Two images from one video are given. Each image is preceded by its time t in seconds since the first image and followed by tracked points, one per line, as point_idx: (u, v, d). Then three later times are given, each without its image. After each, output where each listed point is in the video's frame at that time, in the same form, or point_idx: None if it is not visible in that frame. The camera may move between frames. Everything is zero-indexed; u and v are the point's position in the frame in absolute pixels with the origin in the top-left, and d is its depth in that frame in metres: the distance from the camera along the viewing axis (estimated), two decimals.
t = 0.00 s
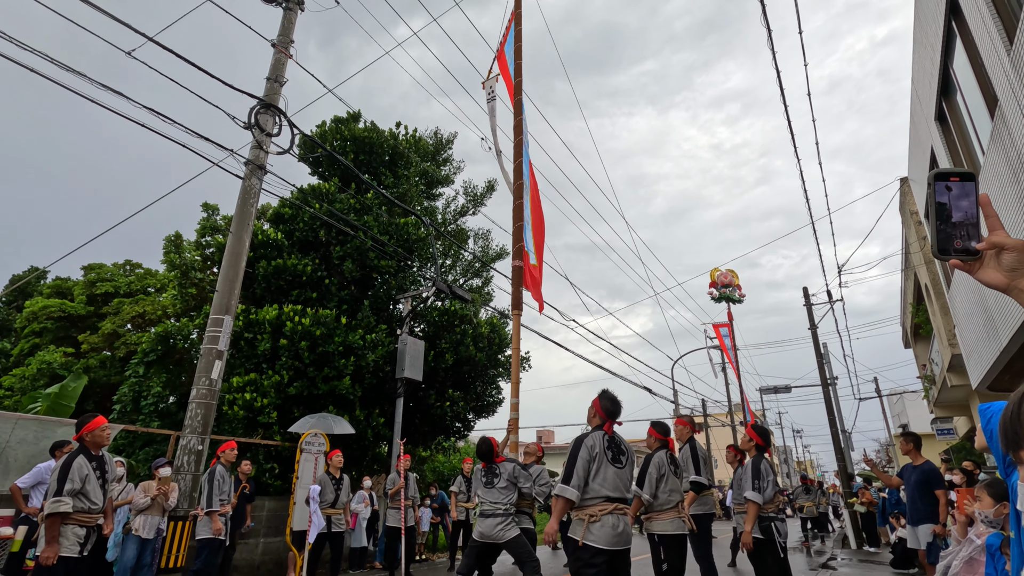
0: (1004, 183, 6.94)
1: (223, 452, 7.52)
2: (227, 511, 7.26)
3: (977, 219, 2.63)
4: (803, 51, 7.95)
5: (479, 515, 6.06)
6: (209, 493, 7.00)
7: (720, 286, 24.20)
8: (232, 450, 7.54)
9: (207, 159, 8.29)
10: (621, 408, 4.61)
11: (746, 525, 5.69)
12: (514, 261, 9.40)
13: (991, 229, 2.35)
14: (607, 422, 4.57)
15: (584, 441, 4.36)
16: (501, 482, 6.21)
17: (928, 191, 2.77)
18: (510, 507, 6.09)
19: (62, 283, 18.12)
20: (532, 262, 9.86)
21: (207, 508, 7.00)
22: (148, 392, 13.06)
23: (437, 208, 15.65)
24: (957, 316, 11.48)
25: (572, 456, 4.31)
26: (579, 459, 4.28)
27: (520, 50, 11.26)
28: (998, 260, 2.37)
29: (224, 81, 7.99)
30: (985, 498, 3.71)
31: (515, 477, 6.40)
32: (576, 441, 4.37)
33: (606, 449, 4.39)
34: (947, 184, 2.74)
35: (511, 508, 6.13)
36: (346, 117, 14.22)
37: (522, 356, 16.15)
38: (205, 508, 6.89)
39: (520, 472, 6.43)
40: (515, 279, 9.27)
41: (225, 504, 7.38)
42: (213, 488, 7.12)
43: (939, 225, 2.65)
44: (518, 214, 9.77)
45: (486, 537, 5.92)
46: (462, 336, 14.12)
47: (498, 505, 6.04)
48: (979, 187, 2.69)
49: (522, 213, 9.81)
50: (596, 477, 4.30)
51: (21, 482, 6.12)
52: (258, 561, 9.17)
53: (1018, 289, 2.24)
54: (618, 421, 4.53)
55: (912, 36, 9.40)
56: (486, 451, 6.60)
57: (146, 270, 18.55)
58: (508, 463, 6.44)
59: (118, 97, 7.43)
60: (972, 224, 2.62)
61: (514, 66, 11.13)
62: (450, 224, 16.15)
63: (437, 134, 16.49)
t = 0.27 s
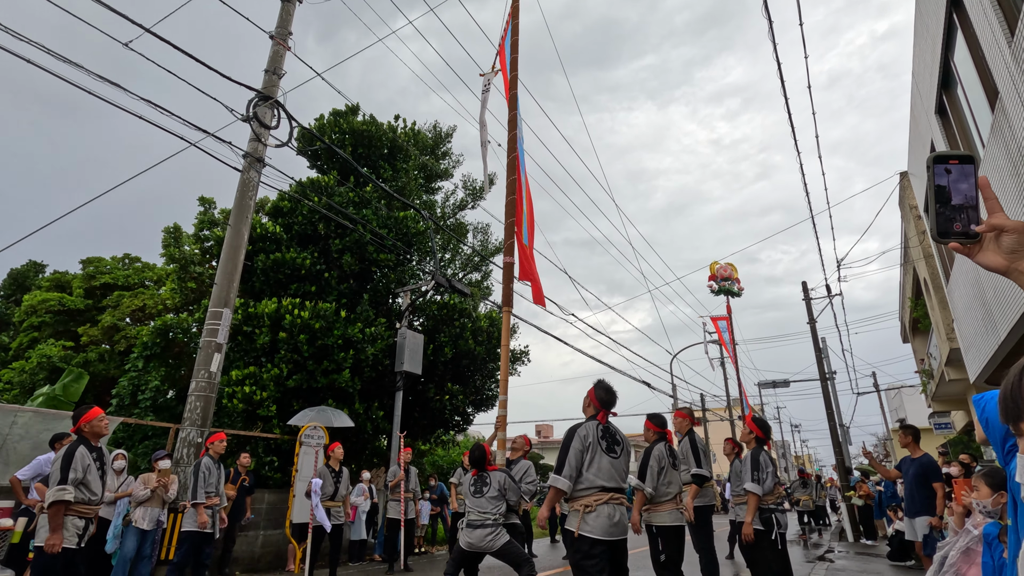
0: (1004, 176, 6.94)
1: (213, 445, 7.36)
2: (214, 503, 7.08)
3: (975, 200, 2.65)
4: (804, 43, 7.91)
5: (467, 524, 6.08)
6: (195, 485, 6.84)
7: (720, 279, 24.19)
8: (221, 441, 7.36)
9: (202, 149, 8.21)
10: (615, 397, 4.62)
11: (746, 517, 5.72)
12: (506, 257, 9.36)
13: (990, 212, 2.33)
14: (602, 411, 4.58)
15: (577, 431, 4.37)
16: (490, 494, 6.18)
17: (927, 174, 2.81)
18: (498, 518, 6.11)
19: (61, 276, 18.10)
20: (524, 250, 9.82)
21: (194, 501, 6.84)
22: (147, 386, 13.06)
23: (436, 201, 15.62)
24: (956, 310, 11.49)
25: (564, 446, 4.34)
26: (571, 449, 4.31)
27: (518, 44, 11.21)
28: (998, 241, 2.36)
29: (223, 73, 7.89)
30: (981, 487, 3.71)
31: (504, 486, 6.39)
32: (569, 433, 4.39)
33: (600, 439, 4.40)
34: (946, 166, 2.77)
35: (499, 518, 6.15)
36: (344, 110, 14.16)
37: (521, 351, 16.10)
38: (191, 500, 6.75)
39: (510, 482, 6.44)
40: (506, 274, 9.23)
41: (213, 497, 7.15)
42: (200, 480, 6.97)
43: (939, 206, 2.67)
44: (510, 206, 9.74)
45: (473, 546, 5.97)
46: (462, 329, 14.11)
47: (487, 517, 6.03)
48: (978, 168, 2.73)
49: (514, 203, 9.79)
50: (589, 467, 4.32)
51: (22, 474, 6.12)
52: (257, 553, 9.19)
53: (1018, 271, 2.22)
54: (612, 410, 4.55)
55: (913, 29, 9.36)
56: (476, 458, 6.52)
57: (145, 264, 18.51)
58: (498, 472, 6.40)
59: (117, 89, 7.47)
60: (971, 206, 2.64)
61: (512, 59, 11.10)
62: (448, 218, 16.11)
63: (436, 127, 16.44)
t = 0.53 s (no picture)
0: (1005, 170, 6.94)
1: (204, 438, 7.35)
2: (203, 497, 7.11)
3: (980, 192, 2.59)
4: (805, 36, 7.89)
5: (456, 503, 6.15)
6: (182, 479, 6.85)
7: (720, 277, 24.17)
8: (211, 436, 7.32)
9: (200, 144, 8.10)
10: (614, 391, 4.63)
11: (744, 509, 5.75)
12: (503, 252, 9.34)
13: (993, 203, 2.36)
14: (602, 406, 4.58)
15: (577, 427, 4.38)
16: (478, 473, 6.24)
17: (929, 165, 2.72)
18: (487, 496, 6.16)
19: (60, 271, 18.07)
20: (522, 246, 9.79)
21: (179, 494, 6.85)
22: (145, 380, 13.06)
23: (435, 196, 15.59)
24: (955, 304, 11.49)
25: (566, 442, 4.34)
26: (572, 445, 4.31)
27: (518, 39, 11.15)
28: (1001, 233, 2.40)
29: (221, 66, 7.75)
30: (981, 479, 3.69)
31: (492, 465, 6.43)
32: (570, 427, 4.40)
33: (600, 434, 4.39)
34: (948, 158, 2.69)
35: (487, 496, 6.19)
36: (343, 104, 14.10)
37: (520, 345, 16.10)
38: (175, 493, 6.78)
39: (498, 461, 6.49)
40: (503, 269, 9.22)
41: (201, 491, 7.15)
42: (188, 473, 6.95)
43: (941, 199, 2.59)
44: (508, 198, 9.72)
45: (462, 524, 6.03)
46: (461, 324, 14.10)
47: (475, 495, 6.09)
48: (980, 159, 2.65)
49: (512, 195, 9.77)
50: (590, 462, 4.32)
51: (23, 468, 6.12)
52: (257, 547, 9.21)
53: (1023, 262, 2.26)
54: (612, 405, 4.54)
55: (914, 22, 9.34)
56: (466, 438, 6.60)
57: (144, 258, 18.47)
58: (486, 451, 6.46)
59: (113, 81, 7.36)
60: (974, 197, 2.58)
61: (511, 53, 11.05)
62: (448, 213, 16.08)
63: (435, 121, 16.39)
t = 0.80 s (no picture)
0: (1004, 164, 6.94)
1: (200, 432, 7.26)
2: (200, 490, 7.01)
3: (984, 181, 2.55)
4: (805, 31, 7.88)
5: (460, 502, 6.15)
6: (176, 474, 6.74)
7: (717, 266, 24.21)
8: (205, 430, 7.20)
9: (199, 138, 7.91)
10: (616, 386, 4.63)
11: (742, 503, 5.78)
12: (503, 247, 9.32)
13: (997, 192, 2.41)
14: (604, 401, 4.59)
15: (580, 423, 4.39)
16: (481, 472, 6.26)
17: (933, 153, 2.65)
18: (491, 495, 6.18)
19: (58, 265, 18.04)
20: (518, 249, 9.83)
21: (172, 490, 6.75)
22: (146, 376, 13.07)
23: (434, 190, 15.57)
24: (954, 299, 11.51)
25: (569, 439, 4.36)
26: (576, 441, 4.32)
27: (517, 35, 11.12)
28: (1004, 223, 2.44)
29: (218, 59, 7.37)
30: (981, 473, 3.64)
31: (495, 463, 6.45)
32: (573, 424, 4.41)
33: (602, 430, 4.42)
34: (952, 146, 2.62)
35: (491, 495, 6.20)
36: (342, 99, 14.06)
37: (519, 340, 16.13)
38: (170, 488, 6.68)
39: (501, 459, 6.51)
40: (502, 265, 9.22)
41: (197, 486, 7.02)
42: (181, 467, 6.88)
43: (945, 188, 2.55)
44: (509, 199, 9.69)
45: (467, 524, 6.02)
46: (460, 319, 14.11)
47: (479, 493, 6.11)
48: (985, 148, 2.59)
49: (512, 197, 9.74)
50: (593, 457, 4.34)
51: (23, 462, 6.14)
52: (258, 541, 9.23)
53: None
54: (614, 400, 4.54)
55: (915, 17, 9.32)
56: (468, 435, 6.63)
57: (142, 253, 18.44)
58: (489, 450, 6.49)
59: (110, 74, 7.02)
60: (978, 186, 2.54)
61: (511, 49, 11.03)
62: (447, 208, 16.07)
63: (434, 116, 16.36)
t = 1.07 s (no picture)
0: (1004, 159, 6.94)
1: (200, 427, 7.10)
2: (199, 484, 6.72)
3: (989, 167, 2.55)
4: (806, 25, 7.87)
5: (466, 487, 6.21)
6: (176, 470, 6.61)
7: (717, 261, 24.22)
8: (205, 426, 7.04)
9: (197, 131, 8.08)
10: (616, 380, 4.64)
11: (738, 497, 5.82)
12: (503, 241, 9.32)
13: (1003, 177, 2.41)
14: (604, 395, 4.60)
15: (580, 417, 4.40)
16: (485, 458, 6.29)
17: (938, 140, 2.67)
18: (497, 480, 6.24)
19: (56, 261, 17.98)
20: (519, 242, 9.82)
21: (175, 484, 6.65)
22: (146, 371, 13.08)
23: (433, 185, 15.53)
24: (952, 294, 11.52)
25: (568, 433, 4.37)
26: (576, 435, 4.33)
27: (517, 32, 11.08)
28: (1010, 210, 2.42)
29: (216, 54, 7.61)
30: (978, 465, 3.69)
31: (499, 448, 6.48)
32: (573, 418, 4.41)
33: (603, 424, 4.42)
34: (957, 132, 2.63)
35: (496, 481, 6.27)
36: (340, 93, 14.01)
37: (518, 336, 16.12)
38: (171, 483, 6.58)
39: (505, 444, 6.54)
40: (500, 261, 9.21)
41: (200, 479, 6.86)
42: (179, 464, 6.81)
43: (950, 174, 2.55)
44: (508, 191, 9.68)
45: (473, 509, 6.10)
46: (459, 315, 14.10)
47: (485, 478, 6.17)
48: (989, 134, 2.60)
49: (511, 189, 9.74)
50: (592, 452, 4.35)
51: (23, 457, 6.15)
52: (257, 535, 9.24)
53: None
54: (614, 394, 4.56)
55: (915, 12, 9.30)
56: (469, 424, 6.62)
57: (140, 248, 18.41)
58: (493, 435, 6.51)
59: (108, 67, 7.33)
60: (983, 172, 2.54)
61: (510, 44, 10.99)
62: (446, 203, 16.04)
63: (433, 111, 16.30)
